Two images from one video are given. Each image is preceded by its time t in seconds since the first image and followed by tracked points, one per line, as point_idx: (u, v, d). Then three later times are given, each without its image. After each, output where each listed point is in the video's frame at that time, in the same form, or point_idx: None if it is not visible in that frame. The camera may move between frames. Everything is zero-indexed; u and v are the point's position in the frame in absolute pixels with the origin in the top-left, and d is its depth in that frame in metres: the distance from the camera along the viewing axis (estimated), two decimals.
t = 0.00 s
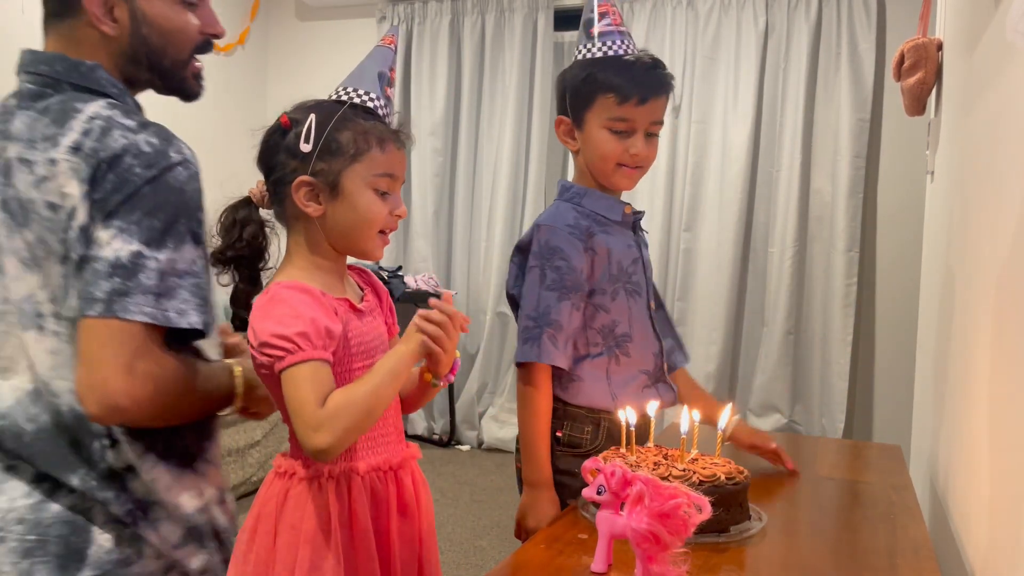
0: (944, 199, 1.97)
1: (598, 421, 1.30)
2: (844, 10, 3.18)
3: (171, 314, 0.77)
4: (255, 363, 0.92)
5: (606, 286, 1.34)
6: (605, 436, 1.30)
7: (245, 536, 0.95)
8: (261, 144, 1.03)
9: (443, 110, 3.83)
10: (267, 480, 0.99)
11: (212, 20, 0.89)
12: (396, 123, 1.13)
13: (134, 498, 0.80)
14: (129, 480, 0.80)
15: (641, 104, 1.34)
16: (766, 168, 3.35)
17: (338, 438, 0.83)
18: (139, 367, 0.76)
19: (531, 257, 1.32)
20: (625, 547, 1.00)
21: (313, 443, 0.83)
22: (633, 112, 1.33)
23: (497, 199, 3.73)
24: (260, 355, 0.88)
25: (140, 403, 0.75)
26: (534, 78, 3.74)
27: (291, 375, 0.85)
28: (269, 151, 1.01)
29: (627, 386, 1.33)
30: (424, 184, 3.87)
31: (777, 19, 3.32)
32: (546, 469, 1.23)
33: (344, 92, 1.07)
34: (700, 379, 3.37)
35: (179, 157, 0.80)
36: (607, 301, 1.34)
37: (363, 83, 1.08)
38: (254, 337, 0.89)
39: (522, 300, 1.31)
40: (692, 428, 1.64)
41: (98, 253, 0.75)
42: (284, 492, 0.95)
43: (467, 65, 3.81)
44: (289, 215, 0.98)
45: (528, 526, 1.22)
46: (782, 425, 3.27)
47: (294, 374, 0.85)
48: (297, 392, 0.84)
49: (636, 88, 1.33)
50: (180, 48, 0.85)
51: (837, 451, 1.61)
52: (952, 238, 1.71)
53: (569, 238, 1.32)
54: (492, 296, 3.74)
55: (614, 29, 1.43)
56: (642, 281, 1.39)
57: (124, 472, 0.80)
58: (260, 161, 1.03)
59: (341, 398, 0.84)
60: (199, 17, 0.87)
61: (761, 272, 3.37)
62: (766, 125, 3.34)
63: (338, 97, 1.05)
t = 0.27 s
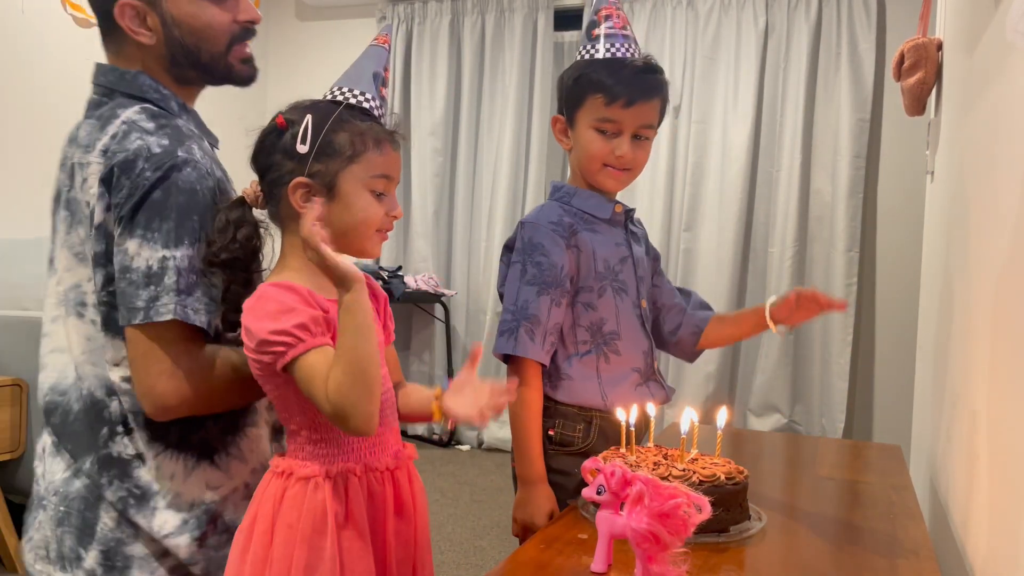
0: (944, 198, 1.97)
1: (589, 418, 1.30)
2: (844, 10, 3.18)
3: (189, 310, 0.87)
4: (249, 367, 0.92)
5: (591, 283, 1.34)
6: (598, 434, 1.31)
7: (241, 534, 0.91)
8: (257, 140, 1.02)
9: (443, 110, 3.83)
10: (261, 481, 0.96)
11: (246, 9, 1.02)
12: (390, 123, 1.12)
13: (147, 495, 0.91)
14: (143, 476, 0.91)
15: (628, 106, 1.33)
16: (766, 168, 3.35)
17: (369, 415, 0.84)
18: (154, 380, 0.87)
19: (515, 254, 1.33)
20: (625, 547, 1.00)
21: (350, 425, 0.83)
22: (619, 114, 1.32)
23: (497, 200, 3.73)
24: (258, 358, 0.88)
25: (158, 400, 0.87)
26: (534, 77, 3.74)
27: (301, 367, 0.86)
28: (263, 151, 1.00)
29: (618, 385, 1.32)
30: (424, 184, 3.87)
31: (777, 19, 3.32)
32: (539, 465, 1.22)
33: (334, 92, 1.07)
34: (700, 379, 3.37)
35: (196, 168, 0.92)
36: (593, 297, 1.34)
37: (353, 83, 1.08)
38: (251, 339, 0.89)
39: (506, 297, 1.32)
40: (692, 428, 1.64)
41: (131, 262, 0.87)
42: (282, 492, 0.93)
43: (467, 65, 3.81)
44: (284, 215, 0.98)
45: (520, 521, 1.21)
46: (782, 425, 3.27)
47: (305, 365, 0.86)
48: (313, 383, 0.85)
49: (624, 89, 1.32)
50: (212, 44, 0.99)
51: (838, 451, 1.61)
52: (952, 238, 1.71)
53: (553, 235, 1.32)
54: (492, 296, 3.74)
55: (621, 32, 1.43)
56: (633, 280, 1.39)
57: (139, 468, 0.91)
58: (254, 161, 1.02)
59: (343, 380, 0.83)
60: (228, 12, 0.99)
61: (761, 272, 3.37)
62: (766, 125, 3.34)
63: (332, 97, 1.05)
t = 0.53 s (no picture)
0: (943, 199, 1.97)
1: (594, 417, 1.30)
2: (844, 10, 3.18)
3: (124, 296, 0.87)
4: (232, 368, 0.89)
5: (595, 287, 1.34)
6: (603, 435, 1.31)
7: (235, 536, 0.92)
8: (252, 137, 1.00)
9: (443, 110, 3.83)
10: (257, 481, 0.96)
11: (251, 56, 1.04)
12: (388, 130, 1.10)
13: (154, 487, 0.95)
14: (145, 471, 0.95)
15: (620, 109, 1.32)
16: (766, 168, 3.35)
17: (320, 433, 0.80)
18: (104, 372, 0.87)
19: (520, 259, 1.32)
20: (625, 547, 1.00)
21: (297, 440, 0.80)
22: (609, 118, 1.33)
23: (497, 200, 3.73)
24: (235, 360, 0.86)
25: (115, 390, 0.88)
26: (534, 78, 3.74)
27: (266, 375, 0.83)
28: (261, 150, 0.97)
29: (621, 386, 1.33)
30: (424, 185, 3.87)
31: (777, 19, 3.32)
32: (546, 467, 1.22)
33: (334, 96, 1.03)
34: (700, 379, 3.37)
35: (141, 179, 0.92)
36: (597, 302, 1.34)
37: (348, 86, 1.05)
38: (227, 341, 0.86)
39: (511, 301, 1.32)
40: (691, 428, 1.64)
41: (83, 266, 0.88)
42: (272, 492, 0.92)
43: (467, 65, 3.81)
44: (277, 212, 0.95)
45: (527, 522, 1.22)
46: (782, 425, 3.27)
47: (269, 372, 0.83)
48: (275, 392, 0.82)
49: (615, 92, 1.32)
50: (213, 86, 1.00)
51: (838, 451, 1.61)
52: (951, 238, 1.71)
53: (557, 239, 1.31)
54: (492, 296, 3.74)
55: (620, 31, 1.42)
56: (635, 283, 1.39)
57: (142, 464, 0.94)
58: (248, 156, 0.99)
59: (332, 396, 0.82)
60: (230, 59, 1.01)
61: (761, 273, 3.37)
62: (766, 125, 3.34)
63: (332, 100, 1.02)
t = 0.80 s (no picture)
0: (943, 200, 1.97)
1: (594, 418, 1.30)
2: (844, 10, 3.18)
3: (117, 298, 0.94)
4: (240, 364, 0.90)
5: (598, 287, 1.34)
6: (603, 436, 1.30)
7: (229, 537, 0.91)
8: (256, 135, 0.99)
9: (443, 110, 3.83)
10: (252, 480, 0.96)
11: (257, 55, 1.17)
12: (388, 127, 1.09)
13: (169, 458, 1.02)
14: (161, 442, 1.02)
15: (619, 109, 1.33)
16: (766, 168, 3.35)
17: (349, 403, 0.80)
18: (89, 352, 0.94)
19: (527, 259, 1.30)
20: (625, 547, 1.00)
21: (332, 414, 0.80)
22: (612, 119, 1.34)
23: (497, 200, 3.73)
24: (246, 352, 0.87)
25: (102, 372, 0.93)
26: (534, 77, 3.74)
27: (283, 361, 0.84)
28: (264, 149, 0.96)
29: (619, 385, 1.33)
30: (424, 185, 3.87)
31: (777, 19, 3.31)
32: (532, 464, 1.23)
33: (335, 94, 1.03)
34: (700, 379, 3.37)
35: (159, 179, 1.00)
36: (600, 303, 1.34)
37: (347, 84, 1.05)
38: (235, 337, 0.87)
39: (517, 301, 1.30)
40: (691, 429, 1.64)
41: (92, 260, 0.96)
42: (268, 492, 0.92)
43: (467, 65, 3.81)
44: (282, 212, 0.95)
45: (515, 520, 1.22)
46: (782, 425, 3.27)
47: (286, 358, 0.84)
48: (294, 376, 0.83)
49: (614, 93, 1.33)
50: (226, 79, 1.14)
51: (839, 451, 1.61)
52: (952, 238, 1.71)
53: (566, 240, 1.31)
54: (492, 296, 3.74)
55: (618, 30, 1.43)
56: (634, 283, 1.40)
57: (158, 435, 1.02)
58: (249, 155, 0.98)
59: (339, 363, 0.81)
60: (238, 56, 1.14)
61: (761, 273, 3.37)
62: (766, 125, 3.34)
63: (334, 100, 1.01)
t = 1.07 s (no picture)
0: (943, 200, 1.97)
1: (588, 418, 1.30)
2: (844, 11, 3.18)
3: (167, 309, 0.86)
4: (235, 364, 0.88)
5: (585, 289, 1.34)
6: (598, 435, 1.30)
7: (226, 541, 0.89)
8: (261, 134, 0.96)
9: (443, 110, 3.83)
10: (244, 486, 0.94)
11: (297, 61, 1.00)
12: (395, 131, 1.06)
13: (220, 475, 0.93)
14: (213, 458, 0.93)
15: (594, 108, 1.34)
16: (766, 168, 3.35)
17: (323, 440, 0.81)
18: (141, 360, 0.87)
19: (509, 263, 1.33)
20: (625, 547, 1.00)
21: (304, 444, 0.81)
22: (587, 118, 1.34)
23: (497, 200, 3.73)
24: (242, 354, 0.85)
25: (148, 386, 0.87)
26: (534, 78, 3.74)
27: (276, 374, 0.82)
28: (272, 148, 0.93)
29: (612, 387, 1.32)
30: (424, 185, 3.87)
31: (777, 19, 3.31)
32: (531, 465, 1.23)
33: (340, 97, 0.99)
34: (700, 379, 3.37)
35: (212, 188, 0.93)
36: (588, 304, 1.34)
37: (355, 88, 1.00)
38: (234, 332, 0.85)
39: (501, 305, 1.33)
40: (692, 429, 1.64)
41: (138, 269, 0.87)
42: (264, 494, 0.90)
43: (467, 64, 3.81)
44: (286, 211, 0.93)
45: (515, 524, 1.22)
46: (782, 426, 3.26)
47: (278, 373, 0.82)
48: (283, 392, 0.82)
49: (589, 93, 1.33)
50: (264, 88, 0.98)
51: (838, 451, 1.60)
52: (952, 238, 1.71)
53: (545, 243, 1.32)
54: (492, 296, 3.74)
55: (604, 29, 1.40)
56: (628, 283, 1.39)
57: (209, 450, 0.93)
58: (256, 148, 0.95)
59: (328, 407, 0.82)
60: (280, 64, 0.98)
61: (761, 273, 3.37)
62: (766, 125, 3.34)
63: (341, 100, 0.98)
